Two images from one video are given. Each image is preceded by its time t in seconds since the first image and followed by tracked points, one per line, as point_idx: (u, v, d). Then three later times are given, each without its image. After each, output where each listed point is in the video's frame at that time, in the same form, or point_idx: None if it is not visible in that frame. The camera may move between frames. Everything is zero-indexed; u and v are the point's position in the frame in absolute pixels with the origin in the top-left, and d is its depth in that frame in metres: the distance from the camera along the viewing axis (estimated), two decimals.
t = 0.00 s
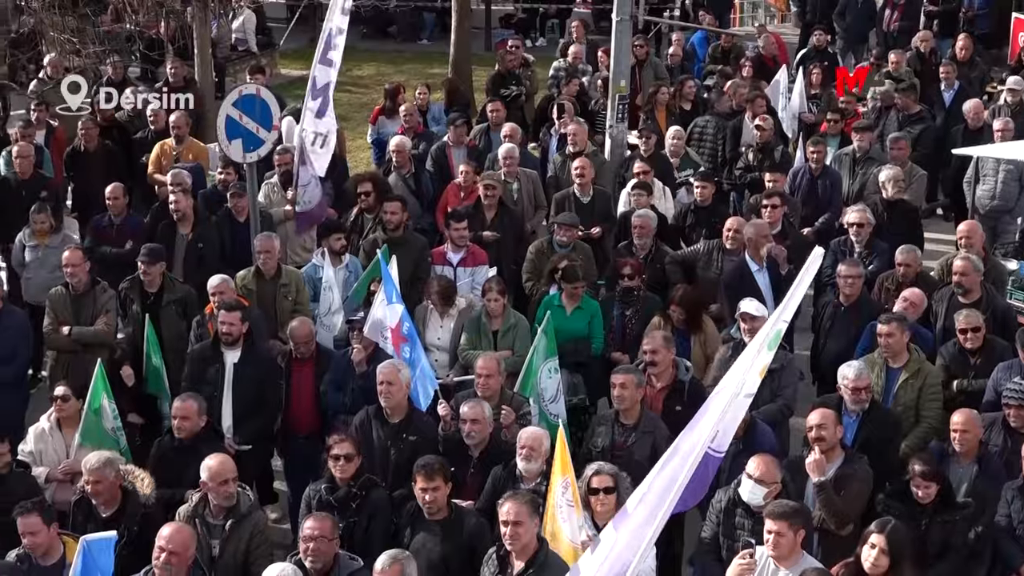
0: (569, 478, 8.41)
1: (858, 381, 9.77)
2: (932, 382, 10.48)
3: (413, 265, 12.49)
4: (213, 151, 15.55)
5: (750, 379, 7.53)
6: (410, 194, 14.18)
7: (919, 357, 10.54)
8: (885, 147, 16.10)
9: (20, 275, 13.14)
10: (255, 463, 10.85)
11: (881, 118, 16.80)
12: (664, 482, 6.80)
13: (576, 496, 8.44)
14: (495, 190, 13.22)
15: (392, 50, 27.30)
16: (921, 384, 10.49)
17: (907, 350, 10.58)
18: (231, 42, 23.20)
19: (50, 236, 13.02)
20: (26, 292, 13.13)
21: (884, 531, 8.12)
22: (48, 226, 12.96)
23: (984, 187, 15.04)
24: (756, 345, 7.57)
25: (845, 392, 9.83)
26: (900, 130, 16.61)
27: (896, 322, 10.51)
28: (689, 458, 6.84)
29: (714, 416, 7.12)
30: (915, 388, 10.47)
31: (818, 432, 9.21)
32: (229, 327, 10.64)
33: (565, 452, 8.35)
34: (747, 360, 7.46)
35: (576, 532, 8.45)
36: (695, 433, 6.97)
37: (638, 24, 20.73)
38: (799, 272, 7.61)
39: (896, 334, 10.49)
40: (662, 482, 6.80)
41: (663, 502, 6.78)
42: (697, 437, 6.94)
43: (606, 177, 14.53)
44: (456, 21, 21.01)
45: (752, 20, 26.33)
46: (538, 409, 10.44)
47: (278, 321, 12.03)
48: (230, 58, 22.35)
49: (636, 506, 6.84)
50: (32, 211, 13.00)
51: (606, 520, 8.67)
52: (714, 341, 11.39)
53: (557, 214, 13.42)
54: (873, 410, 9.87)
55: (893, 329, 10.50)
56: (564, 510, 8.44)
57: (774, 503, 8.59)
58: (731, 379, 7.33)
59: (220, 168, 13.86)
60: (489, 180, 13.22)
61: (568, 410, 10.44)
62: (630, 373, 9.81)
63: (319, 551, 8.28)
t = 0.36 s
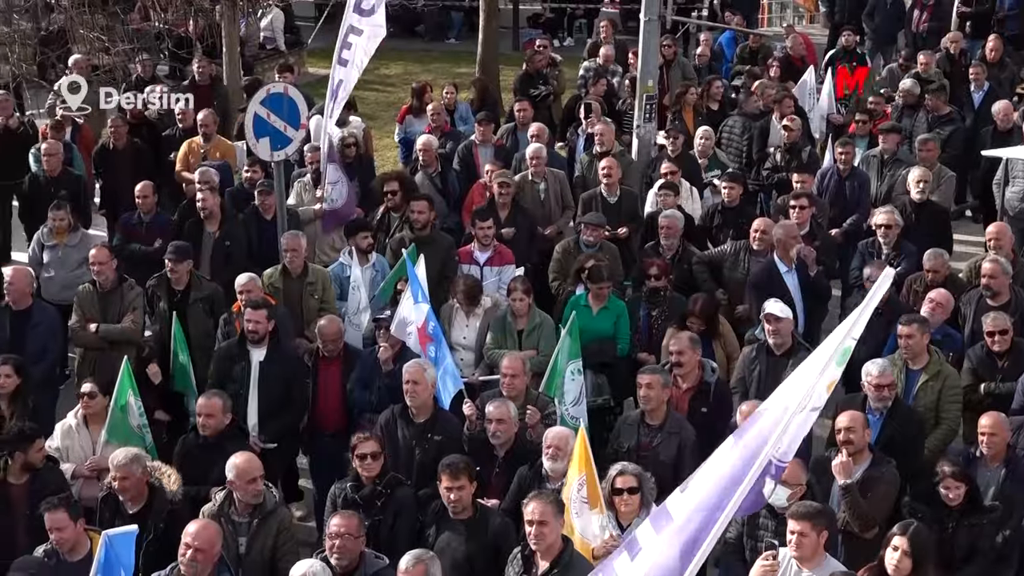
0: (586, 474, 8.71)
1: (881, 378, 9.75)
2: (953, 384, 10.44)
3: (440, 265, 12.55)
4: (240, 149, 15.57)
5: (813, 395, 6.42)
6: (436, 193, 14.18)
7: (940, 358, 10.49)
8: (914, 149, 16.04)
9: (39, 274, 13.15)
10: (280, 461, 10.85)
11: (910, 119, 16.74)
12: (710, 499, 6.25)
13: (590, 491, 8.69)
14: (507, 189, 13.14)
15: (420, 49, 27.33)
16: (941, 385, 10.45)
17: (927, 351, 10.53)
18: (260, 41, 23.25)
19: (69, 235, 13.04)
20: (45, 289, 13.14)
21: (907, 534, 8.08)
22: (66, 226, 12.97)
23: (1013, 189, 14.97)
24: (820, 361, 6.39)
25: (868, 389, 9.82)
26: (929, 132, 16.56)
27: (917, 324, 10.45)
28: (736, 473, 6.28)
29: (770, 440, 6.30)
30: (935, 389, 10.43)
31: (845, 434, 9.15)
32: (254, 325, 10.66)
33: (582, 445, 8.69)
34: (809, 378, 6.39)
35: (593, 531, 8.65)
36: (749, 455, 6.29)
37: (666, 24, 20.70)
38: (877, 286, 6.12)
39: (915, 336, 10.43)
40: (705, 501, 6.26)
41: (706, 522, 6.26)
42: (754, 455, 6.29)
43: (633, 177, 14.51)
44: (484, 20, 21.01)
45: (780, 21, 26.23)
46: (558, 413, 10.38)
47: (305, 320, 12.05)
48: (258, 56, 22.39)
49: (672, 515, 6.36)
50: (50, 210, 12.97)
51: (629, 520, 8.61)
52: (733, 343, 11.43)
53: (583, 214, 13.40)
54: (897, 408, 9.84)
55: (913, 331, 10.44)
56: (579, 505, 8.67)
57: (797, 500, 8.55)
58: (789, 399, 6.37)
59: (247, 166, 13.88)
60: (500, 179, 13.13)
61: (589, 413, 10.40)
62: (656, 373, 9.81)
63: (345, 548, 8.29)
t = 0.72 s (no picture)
0: (609, 473, 8.64)
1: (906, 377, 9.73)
2: (975, 388, 10.42)
3: (468, 265, 12.53)
4: (269, 148, 15.61)
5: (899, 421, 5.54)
6: (465, 193, 14.18)
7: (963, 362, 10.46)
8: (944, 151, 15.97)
9: (71, 272, 13.20)
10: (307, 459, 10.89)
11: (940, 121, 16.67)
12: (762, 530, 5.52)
13: (612, 492, 8.63)
14: (527, 189, 13.14)
15: (449, 49, 27.34)
16: (964, 389, 10.43)
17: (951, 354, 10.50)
18: (290, 40, 23.31)
19: (103, 234, 13.09)
20: (76, 288, 13.19)
21: (935, 538, 8.03)
22: (101, 225, 13.00)
23: None
24: (904, 389, 5.52)
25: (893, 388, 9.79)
26: (960, 133, 16.48)
27: (942, 326, 10.43)
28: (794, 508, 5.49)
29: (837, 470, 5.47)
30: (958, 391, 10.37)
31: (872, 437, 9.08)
32: (282, 323, 10.69)
33: (607, 444, 8.64)
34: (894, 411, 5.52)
35: (616, 534, 8.59)
36: (810, 486, 5.48)
37: (696, 25, 20.67)
38: (969, 322, 5.26)
39: (940, 337, 10.40)
40: (753, 528, 5.54)
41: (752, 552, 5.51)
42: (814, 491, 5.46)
43: (661, 178, 14.49)
44: (513, 20, 21.00)
45: (810, 22, 26.13)
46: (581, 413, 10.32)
47: (331, 319, 12.06)
48: (287, 55, 22.45)
49: (723, 532, 5.66)
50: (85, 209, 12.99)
51: (657, 522, 8.62)
52: (758, 347, 11.42)
53: (611, 214, 13.38)
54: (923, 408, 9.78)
55: (938, 332, 10.41)
56: (600, 505, 8.63)
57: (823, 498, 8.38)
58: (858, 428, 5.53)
59: (275, 164, 13.90)
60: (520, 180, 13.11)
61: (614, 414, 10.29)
62: (684, 374, 9.79)
63: (372, 547, 8.29)
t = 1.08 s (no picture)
0: (639, 471, 8.43)
1: (940, 380, 9.73)
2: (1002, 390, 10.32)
3: (497, 263, 12.54)
4: (299, 147, 15.64)
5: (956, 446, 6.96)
6: (494, 192, 14.17)
7: (988, 364, 10.42)
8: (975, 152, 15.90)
9: (99, 270, 13.22)
10: (335, 457, 10.90)
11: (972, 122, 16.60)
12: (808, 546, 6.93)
13: (641, 492, 8.46)
14: (559, 188, 13.17)
15: (478, 48, 27.37)
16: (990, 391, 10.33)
17: (976, 357, 10.46)
18: (320, 39, 23.35)
19: (133, 231, 13.13)
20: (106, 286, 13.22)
21: (957, 540, 8.02)
22: (132, 221, 13.09)
23: None
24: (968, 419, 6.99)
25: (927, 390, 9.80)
26: (992, 135, 16.40)
27: (968, 328, 10.37)
28: (842, 525, 6.83)
29: (874, 503, 6.75)
30: (983, 393, 10.30)
31: (899, 441, 9.10)
32: (311, 322, 10.70)
33: (639, 445, 8.37)
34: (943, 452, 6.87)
35: (646, 534, 8.48)
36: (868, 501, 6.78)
37: (726, 26, 20.64)
38: None
39: (966, 339, 10.34)
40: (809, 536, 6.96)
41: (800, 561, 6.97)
42: (864, 509, 6.77)
43: (690, 178, 14.48)
44: (542, 19, 20.98)
45: (841, 22, 26.04)
46: (615, 411, 10.42)
47: (359, 317, 12.07)
48: (317, 54, 22.51)
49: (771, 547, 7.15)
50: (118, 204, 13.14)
51: (686, 522, 8.64)
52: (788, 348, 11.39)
53: (640, 214, 13.35)
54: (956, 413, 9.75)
55: (964, 334, 10.35)
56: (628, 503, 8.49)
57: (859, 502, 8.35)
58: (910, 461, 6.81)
59: (304, 163, 13.93)
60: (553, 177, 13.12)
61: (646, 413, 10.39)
62: (712, 376, 9.76)
63: (398, 546, 8.30)
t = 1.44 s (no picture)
0: (670, 473, 8.55)
1: (981, 388, 9.61)
2: None
3: (526, 263, 12.54)
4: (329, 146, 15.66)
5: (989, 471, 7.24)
6: (523, 192, 14.17)
7: (1019, 368, 10.38)
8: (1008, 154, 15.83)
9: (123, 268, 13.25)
10: (364, 455, 10.91)
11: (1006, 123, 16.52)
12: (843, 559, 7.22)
13: (671, 492, 8.54)
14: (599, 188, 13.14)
15: (509, 48, 27.38)
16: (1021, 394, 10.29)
17: (1006, 360, 10.42)
18: (351, 37, 23.39)
19: (155, 228, 13.20)
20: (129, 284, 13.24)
21: (982, 543, 7.99)
22: (153, 218, 13.10)
23: None
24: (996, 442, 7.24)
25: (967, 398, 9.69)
26: None
27: (998, 331, 10.34)
28: (878, 538, 7.17)
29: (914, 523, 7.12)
30: (1013, 397, 10.26)
31: (927, 444, 9.08)
32: (341, 320, 10.72)
33: (668, 442, 8.55)
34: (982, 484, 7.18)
35: (676, 536, 8.48)
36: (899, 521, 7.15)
37: (759, 27, 20.60)
38: None
39: (995, 342, 10.31)
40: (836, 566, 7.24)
41: None
42: (903, 526, 7.14)
43: (721, 179, 14.46)
44: (574, 19, 20.97)
45: (874, 24, 25.96)
46: (645, 410, 10.39)
47: (389, 315, 12.08)
48: (348, 53, 22.56)
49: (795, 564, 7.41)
50: (139, 203, 13.09)
51: (715, 523, 8.60)
52: (818, 351, 11.36)
53: (670, 215, 13.34)
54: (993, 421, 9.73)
55: (993, 337, 10.32)
56: (658, 504, 8.56)
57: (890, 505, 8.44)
58: (947, 481, 7.17)
59: (334, 161, 13.96)
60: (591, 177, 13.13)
61: (676, 411, 10.37)
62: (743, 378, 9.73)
63: (427, 544, 8.31)
